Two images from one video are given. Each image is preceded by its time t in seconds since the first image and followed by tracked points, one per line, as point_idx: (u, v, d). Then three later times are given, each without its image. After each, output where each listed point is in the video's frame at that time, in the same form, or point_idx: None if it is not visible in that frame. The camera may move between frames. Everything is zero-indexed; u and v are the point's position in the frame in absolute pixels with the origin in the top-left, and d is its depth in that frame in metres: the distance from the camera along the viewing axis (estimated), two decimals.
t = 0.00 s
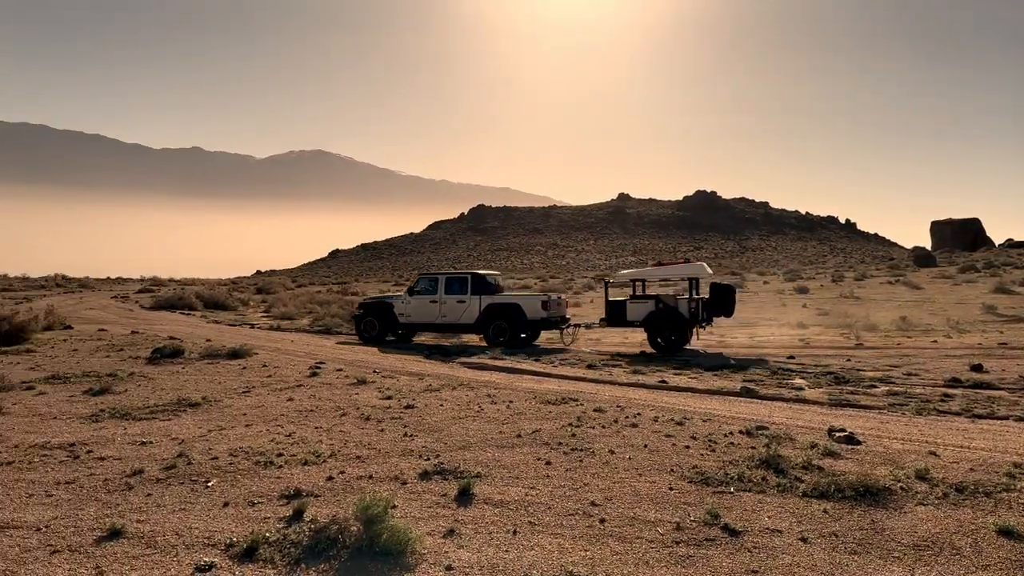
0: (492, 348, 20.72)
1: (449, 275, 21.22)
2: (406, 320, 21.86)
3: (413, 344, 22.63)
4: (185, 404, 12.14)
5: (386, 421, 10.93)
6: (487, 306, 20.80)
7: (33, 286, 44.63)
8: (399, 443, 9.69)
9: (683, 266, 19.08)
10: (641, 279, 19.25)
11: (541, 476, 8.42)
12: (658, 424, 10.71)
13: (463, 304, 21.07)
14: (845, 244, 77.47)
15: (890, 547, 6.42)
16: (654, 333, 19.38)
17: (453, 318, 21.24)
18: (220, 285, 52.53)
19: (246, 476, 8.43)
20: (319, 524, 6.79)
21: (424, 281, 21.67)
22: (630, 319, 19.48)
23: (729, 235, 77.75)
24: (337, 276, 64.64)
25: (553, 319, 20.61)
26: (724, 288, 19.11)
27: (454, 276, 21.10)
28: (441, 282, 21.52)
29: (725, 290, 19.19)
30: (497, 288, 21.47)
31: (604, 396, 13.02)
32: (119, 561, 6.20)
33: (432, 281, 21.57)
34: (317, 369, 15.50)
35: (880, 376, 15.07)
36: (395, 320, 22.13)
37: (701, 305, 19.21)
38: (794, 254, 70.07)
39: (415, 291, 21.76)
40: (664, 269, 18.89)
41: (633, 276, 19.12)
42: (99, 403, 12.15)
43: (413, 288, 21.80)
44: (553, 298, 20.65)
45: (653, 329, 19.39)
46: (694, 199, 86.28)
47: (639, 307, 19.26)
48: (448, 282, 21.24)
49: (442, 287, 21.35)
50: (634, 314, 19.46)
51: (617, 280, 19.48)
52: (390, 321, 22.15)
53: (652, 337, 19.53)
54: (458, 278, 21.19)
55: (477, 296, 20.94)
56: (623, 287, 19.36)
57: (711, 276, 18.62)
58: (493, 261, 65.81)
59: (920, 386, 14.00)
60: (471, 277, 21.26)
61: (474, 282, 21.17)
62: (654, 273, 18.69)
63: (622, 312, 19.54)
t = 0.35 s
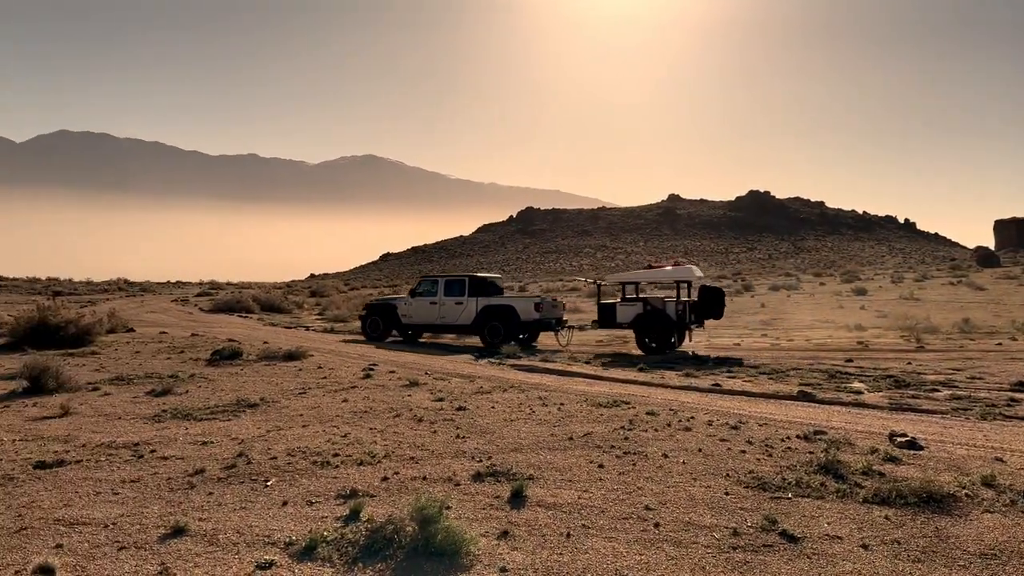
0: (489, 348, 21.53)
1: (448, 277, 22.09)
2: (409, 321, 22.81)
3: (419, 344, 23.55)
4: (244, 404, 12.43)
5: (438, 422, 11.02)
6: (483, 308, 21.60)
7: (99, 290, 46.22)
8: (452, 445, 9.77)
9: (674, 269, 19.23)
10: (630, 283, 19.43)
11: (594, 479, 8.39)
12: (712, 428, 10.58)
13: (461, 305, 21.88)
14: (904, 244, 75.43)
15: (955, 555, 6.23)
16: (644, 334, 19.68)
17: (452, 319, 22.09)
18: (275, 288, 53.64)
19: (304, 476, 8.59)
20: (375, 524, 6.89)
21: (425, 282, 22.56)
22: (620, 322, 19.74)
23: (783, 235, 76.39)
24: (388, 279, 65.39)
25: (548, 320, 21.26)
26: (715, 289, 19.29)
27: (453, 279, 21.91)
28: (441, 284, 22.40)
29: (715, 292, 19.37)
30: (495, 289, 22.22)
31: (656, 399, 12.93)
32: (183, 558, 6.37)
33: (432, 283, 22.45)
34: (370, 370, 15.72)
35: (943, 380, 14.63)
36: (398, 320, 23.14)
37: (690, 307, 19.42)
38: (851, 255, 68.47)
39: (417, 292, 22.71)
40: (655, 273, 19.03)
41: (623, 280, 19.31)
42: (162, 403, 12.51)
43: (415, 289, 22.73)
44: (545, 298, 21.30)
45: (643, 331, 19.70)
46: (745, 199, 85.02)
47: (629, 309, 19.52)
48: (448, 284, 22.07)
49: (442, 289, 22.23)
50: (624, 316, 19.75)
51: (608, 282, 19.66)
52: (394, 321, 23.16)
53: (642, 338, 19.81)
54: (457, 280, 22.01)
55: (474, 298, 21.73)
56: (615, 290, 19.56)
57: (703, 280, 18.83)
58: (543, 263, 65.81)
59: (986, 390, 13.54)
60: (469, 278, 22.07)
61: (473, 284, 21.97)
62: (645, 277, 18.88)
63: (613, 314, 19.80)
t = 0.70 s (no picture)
0: (485, 346, 22.48)
1: (453, 276, 23.24)
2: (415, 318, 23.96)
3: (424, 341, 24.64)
4: (293, 404, 12.64)
5: (483, 423, 11.09)
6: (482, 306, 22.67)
7: (151, 292, 47.37)
8: (498, 446, 9.81)
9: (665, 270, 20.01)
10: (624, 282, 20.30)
11: (641, 481, 8.36)
12: (760, 431, 10.45)
13: (461, 303, 22.99)
14: (957, 244, 73.49)
15: (1016, 563, 6.07)
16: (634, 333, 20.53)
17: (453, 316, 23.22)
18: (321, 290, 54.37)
19: (353, 475, 8.71)
20: (423, 523, 6.96)
21: (432, 281, 23.76)
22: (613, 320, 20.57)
23: (830, 235, 75.03)
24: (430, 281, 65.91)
25: (543, 320, 22.12)
26: (706, 290, 20.27)
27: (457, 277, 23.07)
28: (446, 283, 23.59)
29: (707, 295, 20.24)
30: (497, 290, 23.25)
31: (702, 401, 12.83)
32: (237, 555, 6.50)
33: (437, 282, 23.65)
34: (416, 371, 15.85)
35: (1000, 383, 14.22)
36: (406, 316, 24.39)
37: (679, 306, 20.38)
38: (901, 254, 66.95)
39: (423, 290, 23.94)
40: (647, 273, 19.90)
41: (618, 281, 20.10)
42: (214, 403, 12.78)
43: (421, 288, 23.95)
44: (542, 299, 22.23)
45: (634, 330, 20.52)
46: (792, 199, 83.69)
47: (621, 307, 20.37)
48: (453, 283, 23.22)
49: (446, 287, 23.41)
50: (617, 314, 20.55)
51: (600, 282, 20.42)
52: (402, 317, 24.42)
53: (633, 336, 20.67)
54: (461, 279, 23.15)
55: (474, 296, 22.81)
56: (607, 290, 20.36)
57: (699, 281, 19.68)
58: (585, 264, 65.65)
59: None
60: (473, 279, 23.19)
61: (476, 284, 23.02)
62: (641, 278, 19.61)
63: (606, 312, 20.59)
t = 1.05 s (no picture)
0: (484, 343, 23.12)
1: (455, 276, 23.92)
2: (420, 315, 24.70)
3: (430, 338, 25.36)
4: (340, 403, 12.82)
5: (528, 423, 11.10)
6: (481, 304, 23.36)
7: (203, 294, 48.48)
8: (543, 446, 9.82)
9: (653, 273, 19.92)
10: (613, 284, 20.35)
11: (688, 484, 8.29)
12: (810, 434, 10.28)
13: (463, 303, 23.66)
14: (1015, 242, 71.22)
15: None
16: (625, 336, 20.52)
17: (456, 315, 23.90)
18: (367, 291, 54.96)
19: (400, 474, 8.80)
20: (470, 522, 7.01)
21: (437, 280, 24.48)
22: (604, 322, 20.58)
23: (881, 234, 73.34)
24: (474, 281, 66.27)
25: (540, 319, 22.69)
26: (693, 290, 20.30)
27: (460, 277, 23.80)
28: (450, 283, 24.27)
29: (694, 295, 20.21)
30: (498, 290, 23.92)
31: (750, 403, 12.66)
32: (288, 552, 6.62)
33: (442, 282, 24.36)
34: (460, 372, 15.93)
35: None
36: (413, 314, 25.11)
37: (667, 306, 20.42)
38: (956, 254, 65.14)
39: (428, 289, 24.64)
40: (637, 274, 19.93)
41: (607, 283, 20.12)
42: (264, 402, 13.02)
43: (427, 287, 24.65)
44: (539, 299, 22.82)
45: (622, 331, 20.59)
46: (841, 198, 82.04)
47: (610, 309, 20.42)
48: (456, 282, 23.93)
49: (449, 287, 24.09)
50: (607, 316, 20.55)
51: (590, 284, 20.49)
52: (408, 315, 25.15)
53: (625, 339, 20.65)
54: (464, 279, 23.86)
55: (476, 296, 23.46)
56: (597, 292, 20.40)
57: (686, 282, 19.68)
58: (628, 264, 65.30)
59: None
60: (475, 278, 23.91)
61: (478, 284, 23.66)
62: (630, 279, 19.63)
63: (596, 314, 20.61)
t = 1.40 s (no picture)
0: (484, 341, 23.73)
1: (457, 275, 24.48)
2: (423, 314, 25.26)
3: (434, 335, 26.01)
4: (378, 402, 12.92)
5: (564, 423, 11.09)
6: (481, 304, 23.90)
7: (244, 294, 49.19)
8: (579, 446, 9.80)
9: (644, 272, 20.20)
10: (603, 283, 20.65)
11: (727, 485, 8.21)
12: (852, 435, 10.11)
13: (465, 302, 24.24)
14: None
15: None
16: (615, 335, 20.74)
17: (458, 313, 24.48)
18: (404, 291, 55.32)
19: (437, 473, 8.85)
20: (507, 521, 7.02)
21: (440, 279, 25.00)
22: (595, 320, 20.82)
23: (925, 233, 71.76)
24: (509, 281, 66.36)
25: (537, 319, 23.22)
26: (681, 290, 20.61)
27: (461, 276, 24.31)
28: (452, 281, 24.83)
29: (682, 292, 20.69)
30: (499, 288, 24.42)
31: (790, 404, 12.48)
32: (326, 549, 6.69)
33: (444, 280, 24.91)
34: (495, 371, 15.96)
35: None
36: (416, 311, 25.71)
37: (654, 306, 20.66)
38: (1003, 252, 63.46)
39: (431, 287, 25.21)
40: (628, 273, 20.23)
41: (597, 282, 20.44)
42: (303, 401, 13.18)
43: (430, 285, 25.23)
44: (537, 298, 23.31)
45: (611, 330, 20.80)
46: (883, 196, 80.49)
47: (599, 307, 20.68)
48: (458, 280, 24.44)
49: (451, 286, 24.66)
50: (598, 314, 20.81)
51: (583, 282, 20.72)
52: (412, 312, 25.78)
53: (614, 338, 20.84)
54: (466, 279, 24.38)
55: (477, 295, 24.03)
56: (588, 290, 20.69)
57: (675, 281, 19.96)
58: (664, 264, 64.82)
59: None
60: (476, 277, 24.41)
61: (479, 283, 24.22)
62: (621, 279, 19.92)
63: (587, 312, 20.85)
